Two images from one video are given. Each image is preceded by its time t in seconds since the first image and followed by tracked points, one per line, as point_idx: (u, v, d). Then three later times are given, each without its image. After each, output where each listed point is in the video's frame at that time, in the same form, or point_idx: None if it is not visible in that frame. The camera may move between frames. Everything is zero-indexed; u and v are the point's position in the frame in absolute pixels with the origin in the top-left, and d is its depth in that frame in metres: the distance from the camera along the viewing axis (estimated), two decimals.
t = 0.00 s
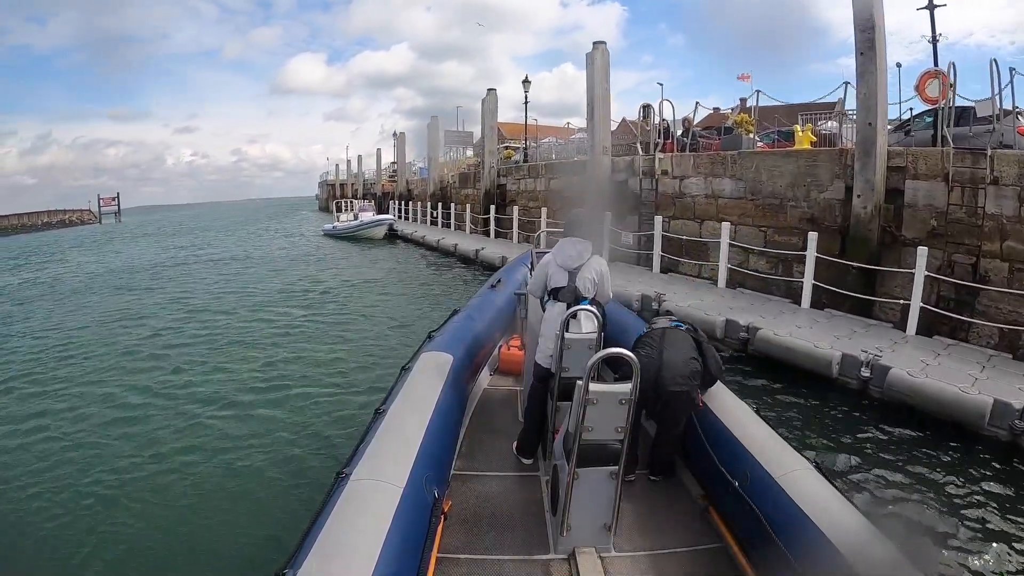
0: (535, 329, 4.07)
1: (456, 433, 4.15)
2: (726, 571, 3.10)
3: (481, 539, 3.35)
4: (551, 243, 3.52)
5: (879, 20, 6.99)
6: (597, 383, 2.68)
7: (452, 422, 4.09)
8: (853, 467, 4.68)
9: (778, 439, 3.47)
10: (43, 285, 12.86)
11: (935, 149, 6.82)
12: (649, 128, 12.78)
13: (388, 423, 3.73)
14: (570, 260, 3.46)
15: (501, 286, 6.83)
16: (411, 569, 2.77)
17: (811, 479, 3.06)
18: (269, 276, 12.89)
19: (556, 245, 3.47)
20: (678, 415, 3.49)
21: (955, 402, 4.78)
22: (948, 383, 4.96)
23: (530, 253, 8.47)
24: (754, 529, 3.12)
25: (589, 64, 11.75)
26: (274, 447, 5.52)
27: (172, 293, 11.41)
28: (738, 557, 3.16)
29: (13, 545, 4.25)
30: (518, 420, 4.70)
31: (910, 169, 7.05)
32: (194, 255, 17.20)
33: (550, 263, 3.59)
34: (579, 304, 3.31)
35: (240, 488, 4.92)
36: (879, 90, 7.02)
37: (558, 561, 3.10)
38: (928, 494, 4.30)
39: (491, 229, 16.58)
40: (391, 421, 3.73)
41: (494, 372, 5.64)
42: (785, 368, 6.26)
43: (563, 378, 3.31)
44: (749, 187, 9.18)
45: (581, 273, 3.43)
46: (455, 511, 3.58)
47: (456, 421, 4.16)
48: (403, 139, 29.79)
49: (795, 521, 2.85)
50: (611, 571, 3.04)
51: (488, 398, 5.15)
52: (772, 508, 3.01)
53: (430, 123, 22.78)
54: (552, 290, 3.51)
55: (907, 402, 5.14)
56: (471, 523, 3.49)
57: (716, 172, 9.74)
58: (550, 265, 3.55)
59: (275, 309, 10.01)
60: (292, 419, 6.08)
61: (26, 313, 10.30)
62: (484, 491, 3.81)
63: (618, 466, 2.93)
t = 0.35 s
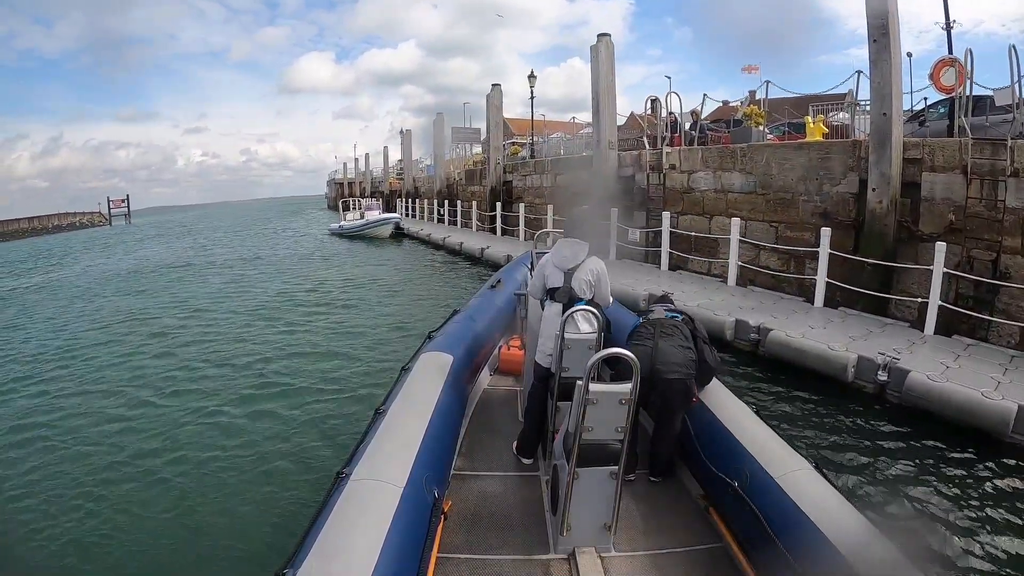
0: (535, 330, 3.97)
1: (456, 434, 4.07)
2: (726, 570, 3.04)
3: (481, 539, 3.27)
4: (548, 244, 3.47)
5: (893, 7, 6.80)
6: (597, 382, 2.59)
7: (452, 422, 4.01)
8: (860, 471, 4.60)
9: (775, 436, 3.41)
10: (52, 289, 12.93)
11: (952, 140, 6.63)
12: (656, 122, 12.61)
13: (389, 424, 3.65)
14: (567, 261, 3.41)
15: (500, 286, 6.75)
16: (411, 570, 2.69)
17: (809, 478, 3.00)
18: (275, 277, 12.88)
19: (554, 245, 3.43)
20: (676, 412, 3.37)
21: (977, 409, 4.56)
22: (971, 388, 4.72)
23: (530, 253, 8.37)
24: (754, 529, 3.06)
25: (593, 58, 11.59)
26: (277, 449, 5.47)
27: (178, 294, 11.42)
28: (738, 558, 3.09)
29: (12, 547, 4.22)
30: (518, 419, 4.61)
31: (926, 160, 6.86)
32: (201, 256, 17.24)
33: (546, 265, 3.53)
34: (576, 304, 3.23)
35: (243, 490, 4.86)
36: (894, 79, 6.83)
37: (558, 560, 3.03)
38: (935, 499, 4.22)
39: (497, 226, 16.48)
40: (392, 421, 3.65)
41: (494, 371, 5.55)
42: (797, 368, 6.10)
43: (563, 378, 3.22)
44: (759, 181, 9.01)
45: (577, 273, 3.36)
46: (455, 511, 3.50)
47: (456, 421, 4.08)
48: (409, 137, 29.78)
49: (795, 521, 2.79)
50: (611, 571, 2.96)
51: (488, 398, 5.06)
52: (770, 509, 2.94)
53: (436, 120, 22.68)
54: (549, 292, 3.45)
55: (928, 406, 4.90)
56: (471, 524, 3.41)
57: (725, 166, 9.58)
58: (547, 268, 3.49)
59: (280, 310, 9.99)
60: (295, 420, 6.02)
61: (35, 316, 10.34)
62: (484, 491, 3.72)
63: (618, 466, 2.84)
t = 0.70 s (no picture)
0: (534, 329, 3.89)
1: (456, 433, 3.98)
2: (725, 571, 2.95)
3: (480, 538, 3.19)
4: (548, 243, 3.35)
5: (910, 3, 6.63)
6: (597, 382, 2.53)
7: (452, 421, 3.92)
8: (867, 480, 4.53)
9: (775, 435, 3.31)
10: (61, 287, 13.01)
11: (971, 140, 6.44)
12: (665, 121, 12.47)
13: (389, 423, 3.55)
14: (567, 260, 3.29)
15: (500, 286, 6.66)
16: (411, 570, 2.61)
17: (810, 478, 2.91)
18: (282, 277, 12.87)
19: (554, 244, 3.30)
20: (676, 406, 3.33)
21: (996, 422, 4.40)
22: (991, 399, 4.57)
23: (530, 253, 8.27)
24: (754, 529, 2.98)
25: (601, 56, 11.46)
26: (276, 448, 5.41)
27: (185, 294, 11.43)
28: (738, 559, 3.00)
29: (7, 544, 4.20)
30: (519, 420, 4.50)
31: (944, 161, 6.68)
32: (209, 256, 17.30)
33: (546, 264, 3.41)
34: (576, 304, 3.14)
35: (242, 489, 4.79)
36: (911, 77, 6.66)
37: (558, 560, 2.94)
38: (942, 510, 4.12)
39: (504, 227, 16.39)
40: (393, 421, 3.56)
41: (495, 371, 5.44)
42: (809, 377, 5.94)
43: (563, 378, 3.15)
44: (770, 182, 8.86)
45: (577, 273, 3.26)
46: (455, 511, 3.41)
47: (456, 421, 4.00)
48: (417, 137, 29.80)
49: (795, 521, 2.71)
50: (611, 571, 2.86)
51: (489, 398, 4.96)
52: (770, 509, 2.86)
53: (445, 121, 22.66)
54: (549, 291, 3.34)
55: (946, 419, 4.74)
56: (471, 523, 3.32)
57: (735, 167, 9.43)
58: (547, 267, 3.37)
59: (285, 310, 9.96)
60: (297, 419, 5.96)
61: (43, 314, 10.39)
62: (484, 490, 3.63)
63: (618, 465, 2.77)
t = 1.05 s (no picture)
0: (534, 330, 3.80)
1: (456, 433, 3.88)
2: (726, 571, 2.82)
3: (479, 537, 3.07)
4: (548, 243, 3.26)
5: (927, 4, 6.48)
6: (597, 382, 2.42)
7: (452, 422, 3.82)
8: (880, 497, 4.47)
9: (775, 435, 3.23)
10: (67, 284, 13.04)
11: (989, 145, 6.27)
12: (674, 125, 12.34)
13: (390, 422, 3.46)
14: (564, 260, 3.19)
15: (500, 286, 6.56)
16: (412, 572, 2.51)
17: (810, 478, 2.83)
18: (286, 278, 12.83)
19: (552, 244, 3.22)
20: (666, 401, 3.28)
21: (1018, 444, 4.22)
22: (1015, 420, 4.35)
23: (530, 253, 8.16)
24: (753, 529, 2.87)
25: (609, 58, 11.35)
26: (273, 447, 5.33)
27: (189, 293, 11.42)
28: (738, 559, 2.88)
29: None
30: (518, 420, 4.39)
31: (961, 167, 6.51)
32: (215, 255, 17.32)
33: (545, 263, 3.31)
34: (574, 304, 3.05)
35: (239, 488, 4.70)
36: (927, 79, 6.50)
37: (558, 560, 2.82)
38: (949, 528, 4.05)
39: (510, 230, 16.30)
40: (393, 420, 3.46)
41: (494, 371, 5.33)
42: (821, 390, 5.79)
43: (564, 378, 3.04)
44: (780, 187, 8.71)
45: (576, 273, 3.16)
46: (455, 511, 3.30)
47: (456, 422, 3.89)
48: (425, 139, 29.82)
49: (795, 521, 2.62)
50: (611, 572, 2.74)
51: (488, 399, 4.84)
52: (770, 510, 2.76)
53: (452, 123, 22.59)
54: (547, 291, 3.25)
55: (963, 438, 4.57)
56: (471, 523, 3.20)
57: (746, 172, 9.29)
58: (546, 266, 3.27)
59: (287, 310, 9.91)
60: (296, 419, 5.86)
61: (48, 311, 10.41)
62: (483, 490, 3.51)
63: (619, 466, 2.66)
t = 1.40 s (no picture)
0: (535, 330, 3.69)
1: (456, 433, 3.77)
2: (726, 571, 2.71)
3: (479, 537, 2.97)
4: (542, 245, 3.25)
5: None
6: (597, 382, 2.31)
7: (452, 421, 3.71)
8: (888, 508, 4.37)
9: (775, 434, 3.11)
10: (74, 280, 13.06)
11: (1009, 146, 6.07)
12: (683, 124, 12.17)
13: (390, 422, 3.35)
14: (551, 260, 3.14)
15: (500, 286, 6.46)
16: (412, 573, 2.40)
17: (812, 479, 2.72)
18: (291, 276, 12.79)
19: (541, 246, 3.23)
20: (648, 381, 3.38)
21: None
22: None
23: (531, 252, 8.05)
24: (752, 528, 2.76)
25: (617, 55, 11.21)
26: (270, 445, 5.24)
27: (194, 290, 11.39)
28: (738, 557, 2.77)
29: None
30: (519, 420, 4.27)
31: (979, 168, 6.32)
32: (221, 253, 17.33)
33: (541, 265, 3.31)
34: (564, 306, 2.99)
35: (234, 486, 4.62)
36: (944, 76, 6.32)
37: (558, 560, 2.72)
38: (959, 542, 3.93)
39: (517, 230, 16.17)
40: (393, 420, 3.36)
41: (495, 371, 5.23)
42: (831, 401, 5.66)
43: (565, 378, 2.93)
44: (792, 188, 8.54)
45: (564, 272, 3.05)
46: (455, 511, 3.19)
47: (456, 421, 3.79)
48: (433, 138, 29.73)
49: (795, 521, 2.52)
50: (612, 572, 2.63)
51: (489, 399, 4.74)
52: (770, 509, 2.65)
53: (460, 122, 22.50)
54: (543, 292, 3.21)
55: (983, 457, 4.40)
56: (472, 523, 3.10)
57: (756, 172, 9.12)
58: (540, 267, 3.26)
59: (291, 309, 9.84)
60: (295, 418, 5.78)
61: (54, 307, 10.41)
62: (483, 490, 3.41)
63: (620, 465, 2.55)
